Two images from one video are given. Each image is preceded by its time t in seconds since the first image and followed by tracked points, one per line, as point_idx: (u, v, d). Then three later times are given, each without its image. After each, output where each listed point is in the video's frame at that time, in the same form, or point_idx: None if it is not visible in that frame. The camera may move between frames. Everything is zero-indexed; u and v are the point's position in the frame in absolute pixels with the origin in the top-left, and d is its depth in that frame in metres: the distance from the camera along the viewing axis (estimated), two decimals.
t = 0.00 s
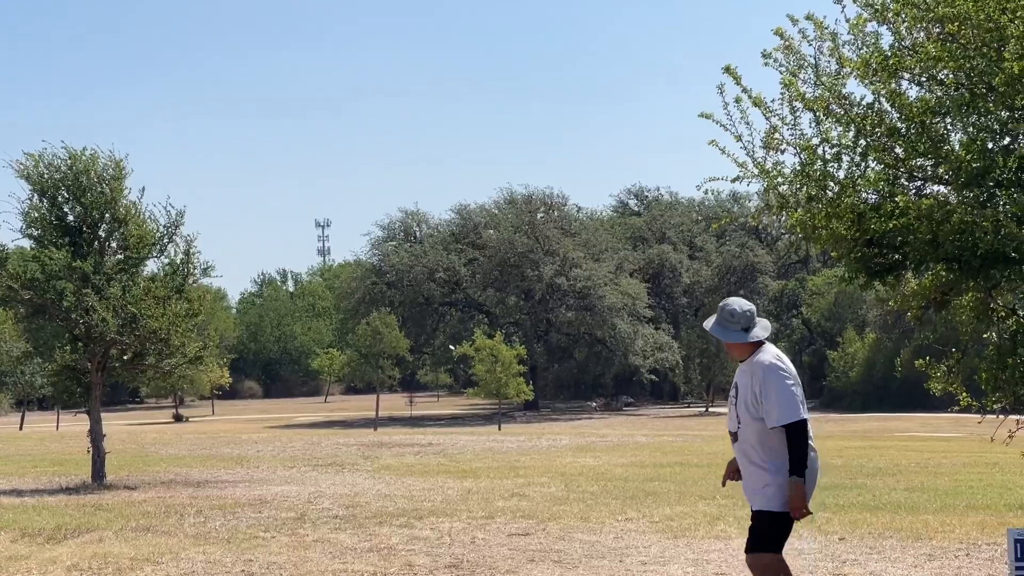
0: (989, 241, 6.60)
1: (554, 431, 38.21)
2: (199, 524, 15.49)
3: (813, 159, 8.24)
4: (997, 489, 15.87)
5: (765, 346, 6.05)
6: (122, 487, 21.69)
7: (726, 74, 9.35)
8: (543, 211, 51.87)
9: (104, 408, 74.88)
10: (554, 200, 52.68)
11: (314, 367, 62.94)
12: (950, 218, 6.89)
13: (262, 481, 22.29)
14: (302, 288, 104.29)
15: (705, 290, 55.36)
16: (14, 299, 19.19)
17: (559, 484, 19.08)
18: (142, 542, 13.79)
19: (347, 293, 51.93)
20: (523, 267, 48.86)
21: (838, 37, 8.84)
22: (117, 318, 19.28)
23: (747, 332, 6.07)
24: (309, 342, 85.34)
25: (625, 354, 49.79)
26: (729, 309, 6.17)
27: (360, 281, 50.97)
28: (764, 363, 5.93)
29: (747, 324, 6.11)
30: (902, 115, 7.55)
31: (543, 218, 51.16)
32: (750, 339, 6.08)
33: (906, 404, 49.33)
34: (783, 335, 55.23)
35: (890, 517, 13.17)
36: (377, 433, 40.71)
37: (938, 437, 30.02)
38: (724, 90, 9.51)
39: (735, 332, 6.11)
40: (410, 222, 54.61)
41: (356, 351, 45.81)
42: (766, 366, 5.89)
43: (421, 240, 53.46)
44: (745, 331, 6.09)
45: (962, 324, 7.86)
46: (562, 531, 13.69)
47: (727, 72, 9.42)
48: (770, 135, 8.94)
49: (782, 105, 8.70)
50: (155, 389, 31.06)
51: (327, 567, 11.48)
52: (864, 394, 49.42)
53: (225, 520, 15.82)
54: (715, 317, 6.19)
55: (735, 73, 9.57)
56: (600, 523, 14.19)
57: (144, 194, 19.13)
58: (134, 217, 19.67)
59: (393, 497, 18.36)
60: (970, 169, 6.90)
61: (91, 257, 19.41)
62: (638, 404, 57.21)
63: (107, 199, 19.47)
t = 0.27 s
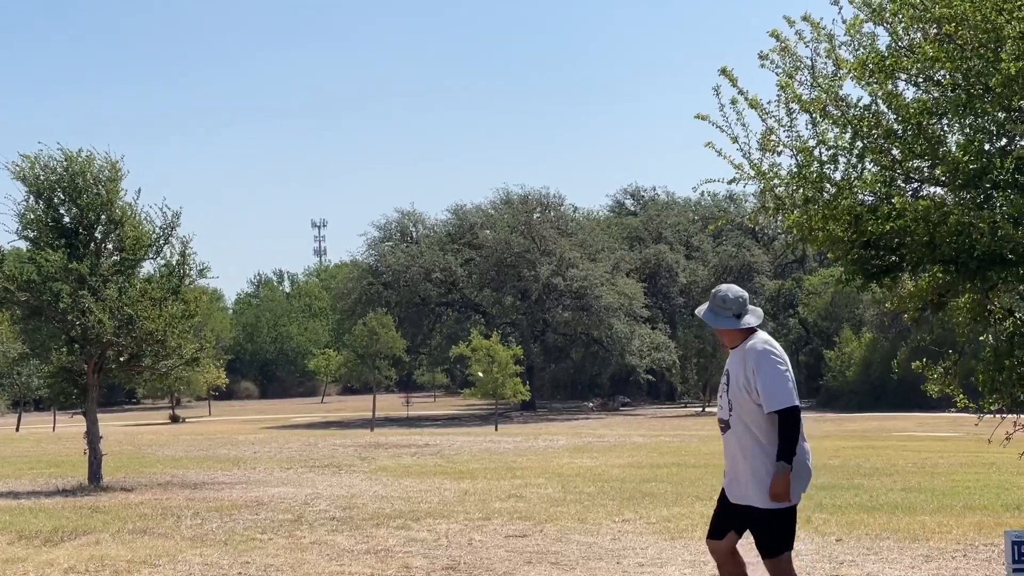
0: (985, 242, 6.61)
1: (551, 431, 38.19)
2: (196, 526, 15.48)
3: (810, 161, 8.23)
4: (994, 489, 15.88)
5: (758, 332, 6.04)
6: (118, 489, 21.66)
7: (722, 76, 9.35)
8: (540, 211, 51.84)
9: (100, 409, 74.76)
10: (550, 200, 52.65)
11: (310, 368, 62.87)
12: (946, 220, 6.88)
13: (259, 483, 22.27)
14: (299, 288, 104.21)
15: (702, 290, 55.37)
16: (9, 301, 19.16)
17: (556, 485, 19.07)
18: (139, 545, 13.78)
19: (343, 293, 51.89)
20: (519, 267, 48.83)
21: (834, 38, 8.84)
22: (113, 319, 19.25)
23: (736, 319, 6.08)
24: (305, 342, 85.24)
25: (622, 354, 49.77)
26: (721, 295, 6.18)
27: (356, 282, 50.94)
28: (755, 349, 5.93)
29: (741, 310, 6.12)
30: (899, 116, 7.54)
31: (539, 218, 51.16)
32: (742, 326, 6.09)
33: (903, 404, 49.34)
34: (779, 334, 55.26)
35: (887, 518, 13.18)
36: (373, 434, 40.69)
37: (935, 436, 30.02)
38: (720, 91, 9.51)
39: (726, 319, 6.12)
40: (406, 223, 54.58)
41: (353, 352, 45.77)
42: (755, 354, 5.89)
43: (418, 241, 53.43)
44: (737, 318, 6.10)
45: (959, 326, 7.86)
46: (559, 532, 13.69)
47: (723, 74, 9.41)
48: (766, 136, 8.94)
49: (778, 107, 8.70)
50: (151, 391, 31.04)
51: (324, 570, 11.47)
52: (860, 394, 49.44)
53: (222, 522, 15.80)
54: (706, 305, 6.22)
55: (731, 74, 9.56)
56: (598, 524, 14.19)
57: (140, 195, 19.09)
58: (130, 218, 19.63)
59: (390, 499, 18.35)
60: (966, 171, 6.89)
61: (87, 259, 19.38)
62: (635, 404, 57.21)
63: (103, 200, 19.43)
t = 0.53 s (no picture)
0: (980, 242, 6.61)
1: (548, 430, 38.20)
2: (192, 526, 15.45)
3: (806, 160, 8.23)
4: (990, 488, 15.90)
5: (741, 335, 6.05)
6: (115, 489, 21.64)
7: (718, 74, 9.35)
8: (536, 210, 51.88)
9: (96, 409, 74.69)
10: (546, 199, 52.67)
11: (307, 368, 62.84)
12: (942, 219, 6.89)
13: (256, 482, 22.26)
14: (295, 288, 104.08)
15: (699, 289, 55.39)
16: (5, 301, 19.12)
17: (553, 484, 19.08)
18: (136, 545, 13.77)
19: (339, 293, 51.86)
20: (516, 266, 48.82)
21: (830, 37, 8.84)
22: (110, 319, 19.23)
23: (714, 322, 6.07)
24: (302, 342, 85.18)
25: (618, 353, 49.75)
26: (703, 297, 6.19)
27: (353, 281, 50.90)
28: (738, 351, 5.94)
29: (723, 313, 6.14)
30: (895, 115, 7.55)
31: (536, 217, 51.17)
32: (723, 327, 6.10)
33: (899, 403, 49.38)
34: (776, 333, 55.30)
35: (883, 516, 13.20)
36: (370, 433, 40.67)
37: (932, 435, 30.03)
38: (716, 90, 9.51)
39: (709, 321, 6.13)
40: (402, 222, 54.57)
41: (350, 352, 45.74)
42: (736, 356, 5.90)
43: (415, 240, 53.43)
44: (719, 320, 6.11)
45: (956, 324, 7.86)
46: (556, 531, 13.70)
47: (719, 72, 9.41)
48: (763, 136, 8.94)
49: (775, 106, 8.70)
50: (148, 391, 31.01)
51: (320, 570, 11.47)
52: (857, 393, 49.47)
53: (219, 522, 15.79)
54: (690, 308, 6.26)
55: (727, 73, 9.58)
56: (594, 523, 14.19)
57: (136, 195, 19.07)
58: (126, 218, 19.61)
59: (386, 498, 18.35)
60: (962, 170, 6.90)
61: (83, 259, 19.36)
62: (631, 403, 57.23)
63: (99, 200, 19.42)
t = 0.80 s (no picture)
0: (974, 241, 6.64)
1: (543, 430, 38.21)
2: (187, 526, 15.43)
3: (801, 160, 8.25)
4: (985, 487, 15.91)
5: (712, 334, 6.06)
6: (110, 488, 21.60)
7: (713, 74, 9.36)
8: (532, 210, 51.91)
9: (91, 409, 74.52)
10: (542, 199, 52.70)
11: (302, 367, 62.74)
12: (937, 218, 6.91)
13: (251, 482, 22.23)
14: (291, 287, 103.91)
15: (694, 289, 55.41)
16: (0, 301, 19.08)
17: (548, 483, 19.07)
18: (130, 544, 13.75)
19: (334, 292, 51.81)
20: (511, 265, 48.82)
21: (824, 37, 8.86)
22: (105, 319, 19.21)
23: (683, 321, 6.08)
24: (297, 341, 85.08)
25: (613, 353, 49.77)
26: (674, 297, 6.20)
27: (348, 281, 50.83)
28: (707, 349, 5.95)
29: (694, 312, 6.15)
30: (889, 115, 7.57)
31: (531, 216, 51.19)
32: (694, 327, 6.10)
33: (894, 402, 49.44)
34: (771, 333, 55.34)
35: (878, 515, 13.22)
36: (365, 433, 40.61)
37: (927, 434, 30.08)
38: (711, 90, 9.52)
39: (680, 320, 6.14)
40: (397, 222, 54.55)
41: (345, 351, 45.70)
42: (706, 353, 5.90)
43: (410, 240, 53.42)
44: (691, 319, 6.12)
45: (950, 323, 7.87)
46: (552, 530, 13.70)
47: (714, 71, 9.42)
48: (758, 135, 8.95)
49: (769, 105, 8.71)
50: (143, 391, 30.96)
51: (316, 569, 11.46)
52: (852, 392, 49.52)
53: (214, 522, 15.76)
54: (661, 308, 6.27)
55: (721, 73, 9.58)
56: (590, 522, 14.19)
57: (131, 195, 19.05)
58: (121, 217, 19.60)
59: (381, 498, 18.33)
60: (956, 170, 6.92)
61: (78, 259, 19.33)
62: (627, 402, 57.23)
63: (95, 199, 19.39)
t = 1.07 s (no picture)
0: (968, 241, 6.65)
1: (538, 430, 38.21)
2: (181, 526, 15.40)
3: (795, 160, 8.26)
4: (978, 488, 15.94)
5: (696, 330, 6.05)
6: (104, 489, 21.56)
7: (708, 74, 9.37)
8: (527, 210, 51.94)
9: (85, 409, 74.39)
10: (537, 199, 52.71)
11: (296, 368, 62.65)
12: (930, 218, 6.92)
13: (245, 482, 22.20)
14: (286, 287, 103.77)
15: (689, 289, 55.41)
16: None
17: (542, 484, 19.06)
18: (124, 544, 13.71)
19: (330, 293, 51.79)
20: (506, 266, 48.82)
21: (818, 39, 8.87)
22: (99, 318, 19.17)
23: (668, 315, 6.04)
24: (292, 341, 84.97)
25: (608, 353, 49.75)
26: (660, 291, 6.15)
27: (343, 281, 50.77)
28: (692, 345, 5.91)
29: (680, 307, 6.10)
30: (883, 116, 7.59)
31: (526, 217, 51.21)
32: (680, 323, 6.07)
33: (888, 402, 49.48)
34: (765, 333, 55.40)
35: (871, 516, 13.23)
36: (360, 433, 40.56)
37: (922, 435, 30.12)
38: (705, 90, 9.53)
39: (665, 314, 6.10)
40: (393, 222, 54.55)
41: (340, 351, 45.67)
42: (692, 348, 5.87)
43: (405, 240, 53.39)
44: (676, 315, 6.06)
45: (944, 324, 7.88)
46: (546, 531, 13.69)
47: (709, 72, 9.44)
48: (751, 136, 8.96)
49: (764, 106, 8.72)
50: (137, 391, 30.90)
51: (310, 569, 11.45)
52: (847, 393, 49.55)
53: (208, 522, 15.74)
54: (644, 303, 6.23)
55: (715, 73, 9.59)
56: (585, 522, 14.19)
57: (126, 194, 19.02)
58: (116, 217, 19.58)
59: (376, 498, 18.32)
60: (950, 171, 6.93)
61: (72, 258, 19.29)
62: (622, 403, 57.23)
63: (89, 199, 19.37)
